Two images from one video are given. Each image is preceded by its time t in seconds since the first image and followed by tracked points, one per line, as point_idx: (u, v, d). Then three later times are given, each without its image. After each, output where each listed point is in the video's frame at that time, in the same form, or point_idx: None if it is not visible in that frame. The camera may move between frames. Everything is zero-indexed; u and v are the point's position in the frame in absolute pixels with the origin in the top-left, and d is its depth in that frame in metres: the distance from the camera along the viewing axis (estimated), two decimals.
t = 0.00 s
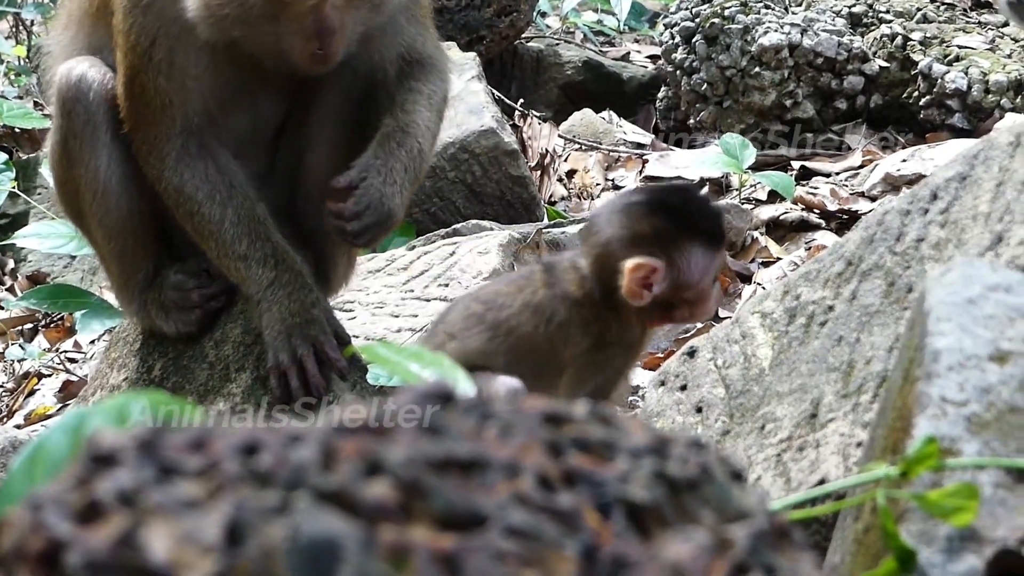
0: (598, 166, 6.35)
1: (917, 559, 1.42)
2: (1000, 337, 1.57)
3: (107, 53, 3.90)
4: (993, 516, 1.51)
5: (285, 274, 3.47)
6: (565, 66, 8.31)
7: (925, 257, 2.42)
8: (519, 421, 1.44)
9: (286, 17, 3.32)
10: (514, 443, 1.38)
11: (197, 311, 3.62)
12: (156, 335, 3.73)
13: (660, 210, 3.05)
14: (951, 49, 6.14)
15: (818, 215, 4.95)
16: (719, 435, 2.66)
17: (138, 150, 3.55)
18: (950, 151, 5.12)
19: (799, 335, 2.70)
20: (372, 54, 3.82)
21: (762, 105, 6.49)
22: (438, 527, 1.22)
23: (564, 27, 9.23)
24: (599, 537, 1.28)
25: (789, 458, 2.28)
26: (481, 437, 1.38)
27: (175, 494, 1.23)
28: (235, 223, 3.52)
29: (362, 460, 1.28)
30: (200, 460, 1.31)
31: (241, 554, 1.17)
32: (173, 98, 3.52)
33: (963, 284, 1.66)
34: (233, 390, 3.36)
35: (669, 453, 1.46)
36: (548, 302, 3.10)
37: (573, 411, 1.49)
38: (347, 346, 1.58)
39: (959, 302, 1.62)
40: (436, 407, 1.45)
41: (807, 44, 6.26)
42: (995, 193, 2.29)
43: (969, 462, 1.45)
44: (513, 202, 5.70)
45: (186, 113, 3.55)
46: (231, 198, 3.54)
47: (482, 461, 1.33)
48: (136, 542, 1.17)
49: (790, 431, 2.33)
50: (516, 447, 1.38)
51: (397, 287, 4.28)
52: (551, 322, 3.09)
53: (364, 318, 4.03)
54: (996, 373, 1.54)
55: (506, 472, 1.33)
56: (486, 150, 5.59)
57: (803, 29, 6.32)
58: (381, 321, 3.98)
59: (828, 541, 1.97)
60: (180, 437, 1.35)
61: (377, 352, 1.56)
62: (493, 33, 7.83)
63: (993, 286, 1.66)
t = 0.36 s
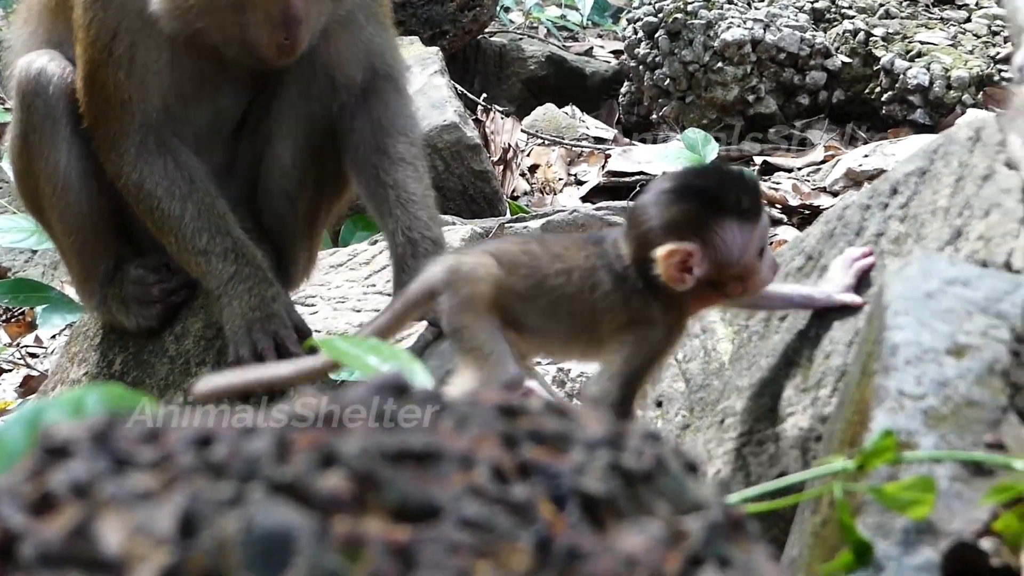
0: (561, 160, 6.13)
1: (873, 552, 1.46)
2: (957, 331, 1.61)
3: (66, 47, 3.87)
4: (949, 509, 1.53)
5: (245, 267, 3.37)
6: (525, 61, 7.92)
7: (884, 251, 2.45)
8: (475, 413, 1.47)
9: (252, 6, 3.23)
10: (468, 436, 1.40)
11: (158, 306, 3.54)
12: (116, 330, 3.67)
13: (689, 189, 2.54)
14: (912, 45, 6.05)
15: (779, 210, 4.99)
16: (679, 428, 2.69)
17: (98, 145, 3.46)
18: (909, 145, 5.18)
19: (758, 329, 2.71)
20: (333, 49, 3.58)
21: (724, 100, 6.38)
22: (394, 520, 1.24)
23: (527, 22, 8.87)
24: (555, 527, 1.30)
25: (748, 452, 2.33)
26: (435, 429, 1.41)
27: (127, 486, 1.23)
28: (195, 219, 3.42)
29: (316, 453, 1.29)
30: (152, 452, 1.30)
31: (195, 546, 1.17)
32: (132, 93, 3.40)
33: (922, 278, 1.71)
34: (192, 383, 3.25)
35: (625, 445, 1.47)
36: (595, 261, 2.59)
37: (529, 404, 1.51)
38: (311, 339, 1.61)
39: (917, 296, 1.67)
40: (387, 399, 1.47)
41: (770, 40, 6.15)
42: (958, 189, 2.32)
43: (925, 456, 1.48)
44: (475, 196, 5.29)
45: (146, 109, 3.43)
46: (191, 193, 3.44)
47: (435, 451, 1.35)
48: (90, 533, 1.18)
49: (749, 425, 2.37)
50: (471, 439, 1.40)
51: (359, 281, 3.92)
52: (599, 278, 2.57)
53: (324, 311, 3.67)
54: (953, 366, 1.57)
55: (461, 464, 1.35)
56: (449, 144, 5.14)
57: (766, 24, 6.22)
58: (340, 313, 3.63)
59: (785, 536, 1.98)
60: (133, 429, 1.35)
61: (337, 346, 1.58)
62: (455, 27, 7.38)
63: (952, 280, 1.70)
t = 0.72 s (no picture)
0: (508, 152, 6.26)
1: (814, 547, 1.46)
2: (900, 326, 1.63)
3: (15, 36, 3.78)
4: (890, 504, 1.55)
5: (191, 258, 3.27)
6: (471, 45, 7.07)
7: (830, 245, 2.54)
8: (417, 408, 1.44)
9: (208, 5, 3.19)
10: (412, 430, 1.36)
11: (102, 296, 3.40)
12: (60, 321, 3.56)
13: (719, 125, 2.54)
14: (860, 40, 6.12)
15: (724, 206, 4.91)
16: (624, 423, 2.59)
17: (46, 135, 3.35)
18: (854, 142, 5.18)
19: (703, 323, 2.69)
20: (287, 39, 3.50)
21: (673, 94, 6.37)
22: (335, 514, 1.20)
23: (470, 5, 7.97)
24: (496, 523, 1.25)
25: (692, 446, 2.36)
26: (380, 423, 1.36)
27: (68, 479, 1.18)
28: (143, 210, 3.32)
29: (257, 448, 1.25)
30: (93, 444, 1.25)
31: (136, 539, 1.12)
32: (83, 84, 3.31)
33: (865, 273, 1.72)
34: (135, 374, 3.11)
35: (567, 439, 1.44)
36: (605, 232, 2.58)
37: (471, 398, 1.48)
38: (253, 332, 1.58)
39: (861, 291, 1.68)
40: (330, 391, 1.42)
41: (719, 32, 6.13)
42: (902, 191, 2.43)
43: (870, 451, 1.49)
44: (423, 188, 5.47)
45: (96, 100, 3.34)
46: (139, 184, 3.34)
47: (378, 446, 1.29)
48: (29, 527, 1.14)
49: (694, 419, 2.40)
50: (414, 434, 1.35)
51: (304, 273, 3.94)
52: (612, 246, 2.57)
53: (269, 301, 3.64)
54: (896, 361, 1.59)
55: (403, 458, 1.29)
56: (397, 136, 5.31)
57: (713, 18, 6.18)
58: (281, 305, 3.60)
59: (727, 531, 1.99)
60: (74, 420, 1.29)
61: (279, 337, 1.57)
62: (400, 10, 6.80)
63: (895, 275, 1.72)
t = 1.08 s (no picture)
0: (419, 143, 5.53)
1: (738, 552, 1.39)
2: (828, 320, 1.67)
3: None
4: (818, 507, 1.50)
5: (82, 257, 3.13)
6: (383, 39, 6.90)
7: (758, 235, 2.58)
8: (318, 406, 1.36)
9: None
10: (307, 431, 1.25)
11: None
12: None
13: (704, 110, 2.42)
14: (789, 21, 5.50)
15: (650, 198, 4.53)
16: (541, 426, 2.69)
17: None
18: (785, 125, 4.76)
19: (621, 321, 2.75)
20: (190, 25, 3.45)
21: (591, 81, 5.75)
22: (227, 519, 1.09)
23: None
24: (395, 527, 1.18)
25: (612, 449, 2.38)
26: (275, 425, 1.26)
27: None
28: (28, 205, 3.17)
29: (142, 449, 1.14)
30: None
31: (15, 548, 1.07)
32: None
33: (792, 265, 1.75)
34: (24, 381, 3.03)
35: (471, 440, 1.35)
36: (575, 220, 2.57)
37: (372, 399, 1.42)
38: (145, 332, 1.58)
39: (787, 284, 1.71)
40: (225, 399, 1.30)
41: (640, 16, 5.52)
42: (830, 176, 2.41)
43: (795, 450, 1.46)
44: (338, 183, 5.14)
45: None
46: (25, 178, 3.19)
47: (272, 447, 1.19)
48: None
49: (614, 421, 2.43)
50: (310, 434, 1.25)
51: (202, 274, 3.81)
52: (580, 236, 2.55)
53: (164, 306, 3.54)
54: (824, 356, 1.62)
55: (299, 459, 1.19)
56: (300, 128, 4.64)
57: None
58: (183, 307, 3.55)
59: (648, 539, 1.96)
60: None
61: (176, 338, 1.58)
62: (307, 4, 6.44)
63: (823, 266, 1.75)
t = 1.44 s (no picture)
0: (347, 156, 5.53)
1: (667, 561, 1.41)
2: (755, 329, 1.76)
3: None
4: (747, 515, 1.53)
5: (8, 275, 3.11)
6: (311, 53, 6.88)
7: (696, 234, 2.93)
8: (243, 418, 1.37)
9: (32, 11, 3.11)
10: (233, 442, 1.19)
11: None
12: None
13: (678, 163, 2.64)
14: (715, 32, 5.54)
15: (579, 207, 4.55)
16: (472, 438, 2.79)
17: None
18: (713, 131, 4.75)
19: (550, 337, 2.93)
20: (115, 39, 3.48)
21: (520, 93, 5.65)
22: (153, 532, 1.06)
23: (311, 12, 7.79)
24: (322, 539, 1.13)
25: (542, 461, 2.54)
26: (196, 436, 1.20)
27: None
28: None
29: (67, 463, 1.12)
30: None
31: None
32: None
33: (718, 276, 1.84)
34: None
35: (397, 451, 1.30)
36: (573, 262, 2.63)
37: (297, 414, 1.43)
38: (73, 345, 1.64)
39: (715, 293, 1.80)
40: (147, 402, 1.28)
41: (567, 28, 5.49)
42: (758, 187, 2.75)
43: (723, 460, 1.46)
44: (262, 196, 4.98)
45: None
46: None
47: (196, 459, 1.14)
48: None
49: (545, 433, 2.59)
50: (236, 445, 1.19)
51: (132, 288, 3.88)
52: (575, 273, 2.62)
53: (96, 322, 3.61)
54: (752, 365, 1.71)
55: (224, 471, 1.14)
56: (228, 143, 4.64)
57: (561, 12, 5.54)
58: (114, 323, 3.61)
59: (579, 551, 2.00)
60: None
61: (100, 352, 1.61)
62: (234, 17, 6.44)
63: (750, 276, 1.85)
